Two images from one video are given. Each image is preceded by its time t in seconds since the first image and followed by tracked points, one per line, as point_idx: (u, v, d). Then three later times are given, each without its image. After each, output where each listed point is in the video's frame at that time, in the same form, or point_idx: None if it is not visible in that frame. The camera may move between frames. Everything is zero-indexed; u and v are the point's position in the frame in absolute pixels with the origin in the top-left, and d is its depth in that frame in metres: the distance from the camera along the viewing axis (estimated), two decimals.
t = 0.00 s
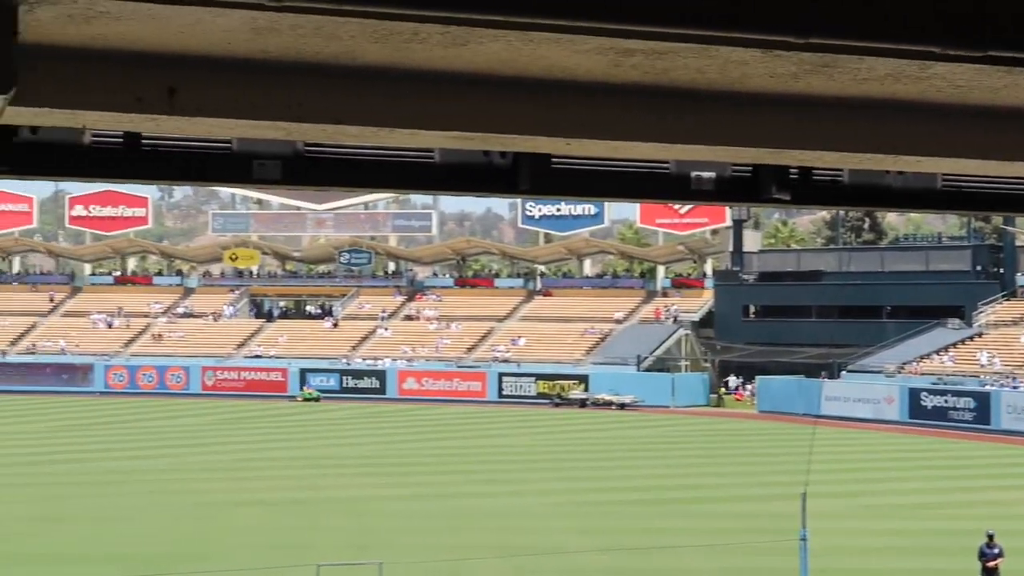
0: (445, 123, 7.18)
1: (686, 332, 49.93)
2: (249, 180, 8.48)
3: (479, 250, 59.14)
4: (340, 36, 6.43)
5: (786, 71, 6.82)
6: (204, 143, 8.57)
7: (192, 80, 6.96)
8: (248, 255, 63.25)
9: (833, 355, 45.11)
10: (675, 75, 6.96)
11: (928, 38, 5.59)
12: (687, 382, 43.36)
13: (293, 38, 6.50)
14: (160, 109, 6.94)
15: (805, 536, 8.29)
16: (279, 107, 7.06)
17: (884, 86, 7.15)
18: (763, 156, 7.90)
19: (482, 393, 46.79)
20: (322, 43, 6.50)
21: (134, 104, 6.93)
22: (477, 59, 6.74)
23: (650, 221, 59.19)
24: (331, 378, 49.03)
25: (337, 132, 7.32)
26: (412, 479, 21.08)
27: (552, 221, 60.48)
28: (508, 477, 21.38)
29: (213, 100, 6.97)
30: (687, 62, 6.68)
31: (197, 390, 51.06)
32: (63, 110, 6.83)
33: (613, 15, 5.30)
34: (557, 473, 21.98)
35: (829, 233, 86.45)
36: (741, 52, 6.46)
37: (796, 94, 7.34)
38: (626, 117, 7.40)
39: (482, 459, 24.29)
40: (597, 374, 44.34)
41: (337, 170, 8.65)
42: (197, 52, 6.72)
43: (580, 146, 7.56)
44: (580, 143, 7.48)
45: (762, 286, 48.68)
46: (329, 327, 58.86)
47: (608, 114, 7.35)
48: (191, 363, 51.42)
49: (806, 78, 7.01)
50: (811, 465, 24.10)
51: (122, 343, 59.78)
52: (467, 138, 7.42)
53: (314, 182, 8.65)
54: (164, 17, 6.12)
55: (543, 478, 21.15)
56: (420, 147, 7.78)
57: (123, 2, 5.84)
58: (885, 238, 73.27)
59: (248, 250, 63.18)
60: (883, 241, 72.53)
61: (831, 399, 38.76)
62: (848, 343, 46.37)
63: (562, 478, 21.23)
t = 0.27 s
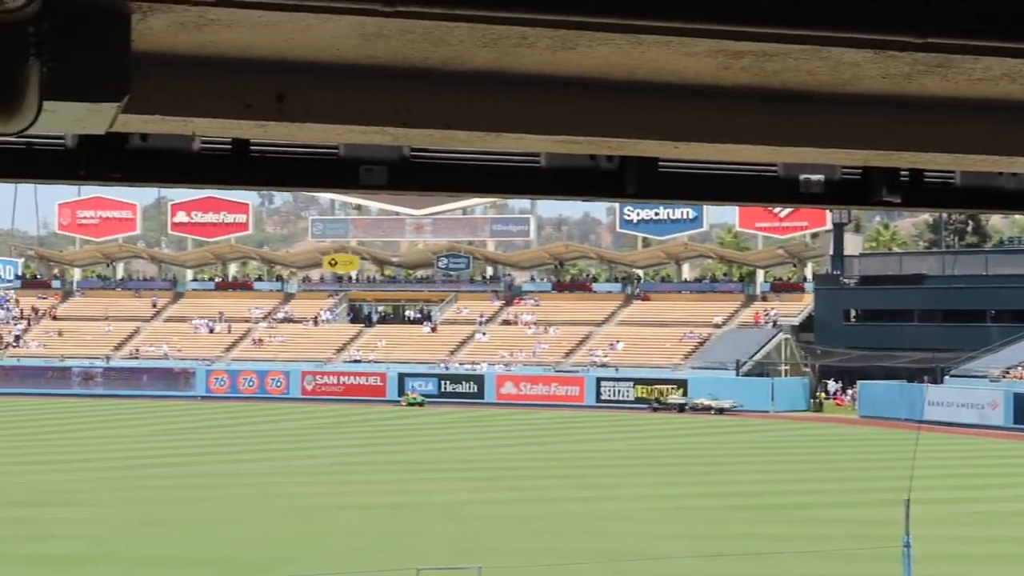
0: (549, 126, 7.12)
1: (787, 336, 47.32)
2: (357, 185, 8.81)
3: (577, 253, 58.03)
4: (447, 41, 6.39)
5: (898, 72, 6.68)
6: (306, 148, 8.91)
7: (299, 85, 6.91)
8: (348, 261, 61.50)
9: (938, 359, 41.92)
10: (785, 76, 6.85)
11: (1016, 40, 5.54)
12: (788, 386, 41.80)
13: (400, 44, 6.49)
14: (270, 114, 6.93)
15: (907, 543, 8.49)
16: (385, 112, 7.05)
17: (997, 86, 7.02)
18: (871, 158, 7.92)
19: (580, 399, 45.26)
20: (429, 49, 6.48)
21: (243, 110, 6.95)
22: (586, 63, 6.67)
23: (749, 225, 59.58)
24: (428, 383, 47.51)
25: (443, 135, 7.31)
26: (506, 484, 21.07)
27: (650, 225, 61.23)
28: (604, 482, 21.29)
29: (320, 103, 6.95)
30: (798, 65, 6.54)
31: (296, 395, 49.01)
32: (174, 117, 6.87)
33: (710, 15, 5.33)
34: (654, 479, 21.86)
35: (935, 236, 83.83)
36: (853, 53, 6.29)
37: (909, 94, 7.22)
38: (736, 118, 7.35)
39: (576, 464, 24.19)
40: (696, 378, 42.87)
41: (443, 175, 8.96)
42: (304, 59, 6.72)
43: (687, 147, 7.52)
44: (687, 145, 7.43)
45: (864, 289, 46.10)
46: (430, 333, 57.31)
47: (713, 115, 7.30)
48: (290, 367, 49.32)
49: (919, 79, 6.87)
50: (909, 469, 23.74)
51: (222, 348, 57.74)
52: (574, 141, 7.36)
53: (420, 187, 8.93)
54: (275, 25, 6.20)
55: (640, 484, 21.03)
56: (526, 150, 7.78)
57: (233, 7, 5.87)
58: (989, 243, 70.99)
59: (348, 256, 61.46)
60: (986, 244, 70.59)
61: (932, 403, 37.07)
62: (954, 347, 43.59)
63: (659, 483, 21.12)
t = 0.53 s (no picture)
0: (620, 137, 7.14)
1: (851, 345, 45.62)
2: (426, 197, 8.90)
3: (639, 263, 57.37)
4: (519, 51, 6.43)
5: (973, 79, 6.66)
6: (373, 160, 8.98)
7: (370, 98, 6.99)
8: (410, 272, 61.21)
9: (1005, 371, 39.58)
10: (858, 84, 6.83)
11: None
12: (852, 396, 40.25)
13: (472, 55, 6.54)
14: (340, 125, 6.97)
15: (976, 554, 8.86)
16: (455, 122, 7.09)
17: None
18: (946, 165, 7.84)
19: (641, 410, 43.84)
20: (501, 59, 6.52)
21: (313, 122, 6.97)
22: (658, 72, 6.70)
23: (811, 235, 58.54)
24: (490, 395, 46.32)
25: (515, 146, 7.33)
26: (570, 495, 20.99)
27: (713, 236, 60.28)
28: (668, 494, 21.16)
29: (391, 114, 6.99)
30: (872, 71, 6.52)
31: (358, 406, 48.08)
32: (244, 129, 6.88)
33: (792, 23, 5.41)
34: (717, 490, 21.69)
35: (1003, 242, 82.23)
36: (928, 59, 6.26)
37: (985, 100, 7.19)
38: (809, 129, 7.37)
39: (638, 475, 24.02)
40: (760, 389, 41.30)
41: (512, 186, 9.04)
42: (376, 71, 6.79)
43: (758, 158, 7.56)
44: (760, 155, 7.43)
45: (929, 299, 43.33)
46: (491, 343, 56.63)
47: (781, 125, 7.35)
48: (352, 378, 48.40)
49: (994, 86, 6.83)
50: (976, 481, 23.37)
51: (285, 358, 57.45)
52: (645, 151, 7.37)
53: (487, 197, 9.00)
54: (345, 36, 6.25)
55: (705, 495, 20.88)
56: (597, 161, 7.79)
57: (305, 19, 6.00)
58: None
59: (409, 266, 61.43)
60: None
61: (998, 414, 34.83)
62: None
63: (723, 495, 20.94)
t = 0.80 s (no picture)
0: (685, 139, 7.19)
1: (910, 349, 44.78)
2: (490, 199, 9.21)
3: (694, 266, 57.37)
4: (586, 52, 6.45)
5: None
6: (434, 162, 9.28)
7: (435, 100, 7.03)
8: (464, 274, 59.74)
9: None
10: (927, 84, 6.85)
11: None
12: (909, 399, 39.45)
13: (538, 56, 6.57)
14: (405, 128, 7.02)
15: None
16: (518, 124, 7.14)
17: None
18: (1012, 166, 7.86)
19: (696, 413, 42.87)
20: (568, 59, 6.55)
21: (379, 125, 7.01)
22: (725, 72, 6.75)
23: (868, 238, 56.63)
24: (545, 398, 45.25)
25: (579, 149, 7.39)
26: (621, 497, 20.98)
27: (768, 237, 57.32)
28: (717, 496, 21.11)
29: (456, 116, 7.04)
30: (942, 71, 6.55)
31: (412, 408, 47.26)
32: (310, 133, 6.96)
33: (868, 22, 5.37)
34: (767, 492, 21.60)
35: None
36: (999, 59, 6.28)
37: None
38: (874, 131, 7.44)
39: (689, 478, 23.94)
40: (816, 391, 40.23)
41: (576, 187, 9.37)
42: (441, 73, 6.86)
43: (824, 160, 7.66)
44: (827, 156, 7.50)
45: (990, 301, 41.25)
46: (546, 346, 55.93)
47: (847, 126, 7.40)
48: (407, 380, 47.51)
49: None
50: None
51: (338, 362, 56.84)
52: (712, 152, 7.44)
53: (550, 198, 9.33)
54: (411, 37, 6.26)
55: (755, 498, 20.81)
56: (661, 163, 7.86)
57: (374, 22, 6.03)
58: None
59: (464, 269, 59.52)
60: None
61: None
62: None
63: (773, 497, 20.88)
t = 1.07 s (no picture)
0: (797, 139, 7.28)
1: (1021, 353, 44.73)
2: (602, 203, 9.11)
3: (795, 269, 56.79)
4: (702, 53, 6.47)
5: None
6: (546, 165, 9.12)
7: (549, 102, 7.17)
8: (563, 277, 61.02)
9: None
10: None
11: None
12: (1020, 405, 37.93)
13: (655, 58, 6.61)
14: (521, 130, 7.15)
15: None
16: (632, 126, 7.24)
17: None
18: None
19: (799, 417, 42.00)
20: (684, 61, 6.58)
21: (494, 126, 7.14)
22: (843, 72, 6.82)
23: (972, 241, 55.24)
24: (644, 402, 44.98)
25: (693, 150, 7.50)
26: (720, 502, 20.95)
27: (871, 241, 58.09)
28: (822, 502, 20.94)
29: (572, 119, 7.16)
30: None
31: (513, 412, 47.49)
32: (426, 134, 7.09)
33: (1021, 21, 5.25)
34: (871, 499, 21.40)
35: None
36: None
37: None
38: (986, 131, 7.54)
39: (778, 484, 23.62)
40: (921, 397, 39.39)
41: (689, 189, 9.24)
42: (556, 74, 6.96)
43: (944, 160, 7.74)
44: (943, 156, 7.60)
45: None
46: (646, 350, 56.20)
47: (957, 126, 7.50)
48: (507, 384, 47.94)
49: None
50: None
51: (439, 365, 57.60)
52: (827, 154, 7.57)
53: (663, 201, 9.14)
54: (529, 39, 6.27)
55: (860, 504, 20.63)
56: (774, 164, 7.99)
57: (495, 26, 6.08)
58: None
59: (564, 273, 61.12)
60: None
61: None
62: None
63: (878, 504, 20.67)
